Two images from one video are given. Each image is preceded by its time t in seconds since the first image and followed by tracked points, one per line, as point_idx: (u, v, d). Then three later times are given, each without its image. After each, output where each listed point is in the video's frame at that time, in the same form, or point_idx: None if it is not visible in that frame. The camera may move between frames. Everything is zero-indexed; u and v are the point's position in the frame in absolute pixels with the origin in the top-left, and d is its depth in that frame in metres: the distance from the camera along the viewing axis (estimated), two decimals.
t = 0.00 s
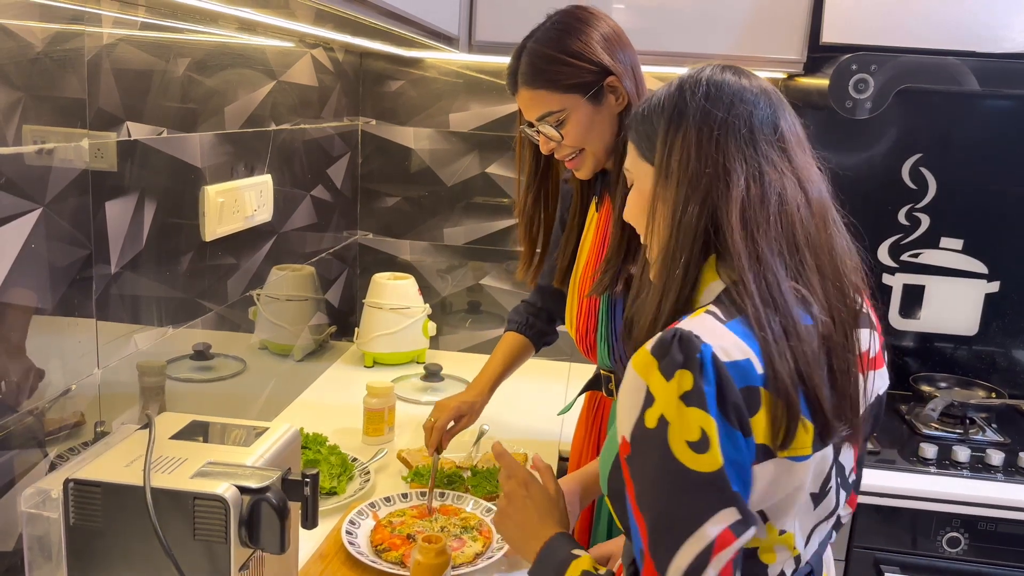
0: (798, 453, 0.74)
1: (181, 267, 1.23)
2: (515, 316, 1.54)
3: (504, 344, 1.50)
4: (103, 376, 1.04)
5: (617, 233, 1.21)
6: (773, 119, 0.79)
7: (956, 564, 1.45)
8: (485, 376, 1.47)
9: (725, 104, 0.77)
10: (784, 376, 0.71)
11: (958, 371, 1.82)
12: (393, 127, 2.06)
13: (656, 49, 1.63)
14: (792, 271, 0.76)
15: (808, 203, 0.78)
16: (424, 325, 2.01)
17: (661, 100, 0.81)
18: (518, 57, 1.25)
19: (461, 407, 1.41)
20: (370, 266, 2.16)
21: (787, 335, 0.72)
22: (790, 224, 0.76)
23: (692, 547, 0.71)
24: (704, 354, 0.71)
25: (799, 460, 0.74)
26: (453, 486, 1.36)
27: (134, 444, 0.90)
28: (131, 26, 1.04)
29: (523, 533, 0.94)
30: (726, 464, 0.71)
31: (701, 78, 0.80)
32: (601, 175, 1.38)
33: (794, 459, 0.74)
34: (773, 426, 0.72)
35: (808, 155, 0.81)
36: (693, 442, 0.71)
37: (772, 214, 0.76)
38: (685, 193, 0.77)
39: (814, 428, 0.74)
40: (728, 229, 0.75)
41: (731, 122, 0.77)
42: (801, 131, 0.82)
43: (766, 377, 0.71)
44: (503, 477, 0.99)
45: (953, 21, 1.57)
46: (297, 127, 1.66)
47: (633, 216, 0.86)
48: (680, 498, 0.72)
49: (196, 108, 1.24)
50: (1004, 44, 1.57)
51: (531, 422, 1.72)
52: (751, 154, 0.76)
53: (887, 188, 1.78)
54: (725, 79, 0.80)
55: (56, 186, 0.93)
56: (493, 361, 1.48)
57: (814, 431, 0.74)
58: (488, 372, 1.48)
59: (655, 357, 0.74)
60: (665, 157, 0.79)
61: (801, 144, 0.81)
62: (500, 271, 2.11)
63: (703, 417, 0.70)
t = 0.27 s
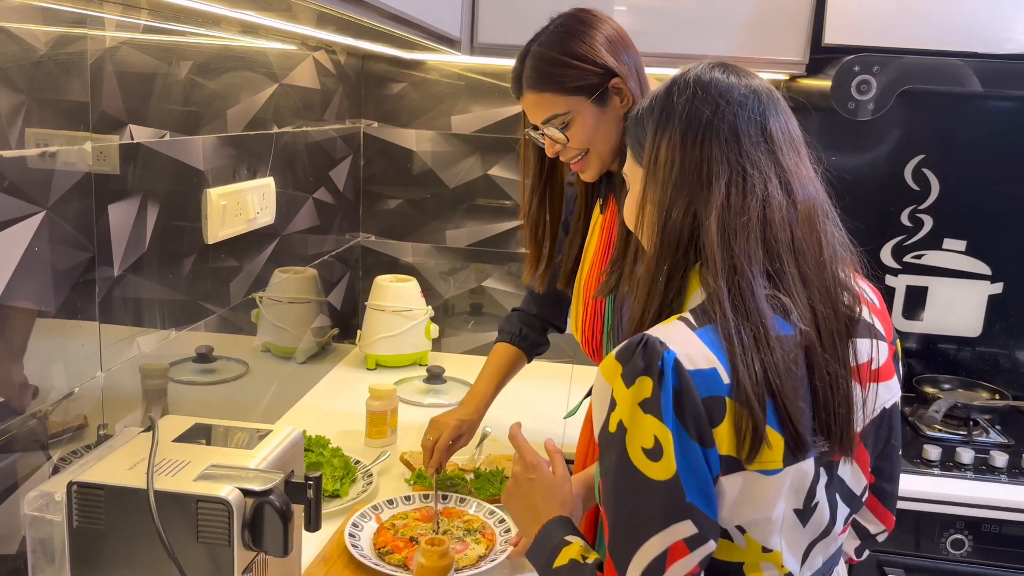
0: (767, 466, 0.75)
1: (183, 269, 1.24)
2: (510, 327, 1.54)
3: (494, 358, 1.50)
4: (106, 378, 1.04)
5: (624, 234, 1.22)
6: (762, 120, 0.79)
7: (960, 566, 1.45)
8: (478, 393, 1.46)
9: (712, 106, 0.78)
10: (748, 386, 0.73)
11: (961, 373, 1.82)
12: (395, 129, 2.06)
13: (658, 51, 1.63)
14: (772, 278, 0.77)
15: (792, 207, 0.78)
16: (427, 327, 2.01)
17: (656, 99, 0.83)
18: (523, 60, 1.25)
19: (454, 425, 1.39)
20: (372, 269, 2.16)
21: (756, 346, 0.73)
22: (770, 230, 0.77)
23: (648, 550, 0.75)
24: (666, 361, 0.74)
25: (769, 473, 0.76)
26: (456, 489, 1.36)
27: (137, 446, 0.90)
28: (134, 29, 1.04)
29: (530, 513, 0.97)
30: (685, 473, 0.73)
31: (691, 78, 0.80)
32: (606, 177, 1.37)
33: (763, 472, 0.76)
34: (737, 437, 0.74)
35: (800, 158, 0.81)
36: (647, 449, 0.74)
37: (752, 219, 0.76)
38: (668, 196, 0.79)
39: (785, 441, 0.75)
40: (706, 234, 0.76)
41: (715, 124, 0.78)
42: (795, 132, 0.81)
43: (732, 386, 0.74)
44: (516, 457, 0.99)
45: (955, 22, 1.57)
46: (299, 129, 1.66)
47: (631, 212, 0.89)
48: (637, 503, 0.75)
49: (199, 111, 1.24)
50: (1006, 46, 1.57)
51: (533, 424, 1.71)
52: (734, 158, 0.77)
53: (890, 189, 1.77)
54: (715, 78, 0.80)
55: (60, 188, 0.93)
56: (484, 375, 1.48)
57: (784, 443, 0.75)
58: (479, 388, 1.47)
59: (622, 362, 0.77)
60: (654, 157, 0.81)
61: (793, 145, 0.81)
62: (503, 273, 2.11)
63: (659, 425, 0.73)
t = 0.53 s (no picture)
0: (807, 470, 0.76)
1: (185, 273, 1.24)
2: (501, 324, 1.55)
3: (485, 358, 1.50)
4: (108, 382, 1.04)
5: (627, 235, 1.24)
6: (790, 121, 0.75)
7: (964, 569, 1.44)
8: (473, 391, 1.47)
9: (738, 102, 0.74)
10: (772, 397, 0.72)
11: (965, 375, 1.82)
12: (397, 132, 2.06)
13: (659, 53, 1.63)
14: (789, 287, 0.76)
15: (813, 213, 0.76)
16: (429, 330, 2.01)
17: (676, 87, 0.78)
18: (525, 64, 1.25)
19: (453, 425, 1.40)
20: (374, 272, 2.16)
21: (778, 356, 0.73)
22: (791, 238, 0.74)
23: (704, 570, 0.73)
24: (701, 375, 0.72)
25: (809, 477, 0.76)
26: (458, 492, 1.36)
27: (139, 451, 0.90)
28: (136, 33, 1.04)
29: (534, 548, 0.94)
30: (732, 485, 0.73)
31: (719, 67, 0.76)
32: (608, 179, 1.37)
33: (803, 477, 0.76)
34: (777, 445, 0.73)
35: (824, 159, 0.78)
36: (693, 467, 0.72)
37: (774, 227, 0.74)
38: (687, 197, 0.76)
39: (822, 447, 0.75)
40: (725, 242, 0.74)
41: (740, 125, 0.74)
42: (822, 129, 0.78)
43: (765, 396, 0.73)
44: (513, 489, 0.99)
45: (958, 24, 1.57)
46: (301, 133, 1.66)
47: (639, 202, 0.85)
48: (685, 526, 0.74)
49: (201, 115, 1.24)
50: (1008, 47, 1.57)
51: (536, 427, 1.71)
52: (757, 162, 0.74)
53: (893, 191, 1.77)
54: (743, 69, 0.76)
55: (62, 193, 0.93)
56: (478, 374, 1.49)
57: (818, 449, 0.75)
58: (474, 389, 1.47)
59: (652, 379, 0.75)
60: (672, 155, 0.77)
61: (819, 144, 0.78)
62: (505, 276, 2.11)
63: (702, 441, 0.72)
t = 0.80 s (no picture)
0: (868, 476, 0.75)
1: (186, 278, 1.24)
2: (511, 321, 1.55)
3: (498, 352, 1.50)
4: (109, 387, 1.04)
5: (627, 237, 1.25)
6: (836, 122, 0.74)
7: (965, 572, 1.44)
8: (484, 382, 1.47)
9: (789, 105, 0.72)
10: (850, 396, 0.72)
11: (966, 377, 1.82)
12: (397, 136, 2.06)
13: (659, 57, 1.63)
14: (842, 290, 0.75)
15: (857, 213, 0.76)
16: (429, 334, 2.01)
17: (717, 90, 0.75)
18: (528, 66, 1.25)
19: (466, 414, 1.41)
20: (374, 276, 2.16)
21: (847, 358, 0.72)
22: (843, 238, 0.74)
23: None
24: (788, 382, 0.69)
25: (870, 482, 0.75)
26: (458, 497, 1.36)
27: (139, 457, 0.90)
28: (136, 39, 1.05)
29: (533, 548, 0.94)
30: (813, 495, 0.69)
31: (763, 69, 0.74)
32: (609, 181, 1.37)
33: (865, 482, 0.75)
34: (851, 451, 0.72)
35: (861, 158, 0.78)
36: (778, 476, 0.68)
37: (830, 228, 0.73)
38: (740, 202, 0.73)
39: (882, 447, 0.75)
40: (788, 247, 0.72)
41: (794, 127, 0.72)
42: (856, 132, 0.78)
43: (843, 401, 0.71)
44: (504, 484, 0.98)
45: (958, 28, 1.57)
46: (301, 137, 1.67)
47: (670, 206, 0.82)
48: (759, 537, 0.69)
49: (201, 120, 1.24)
50: (1007, 50, 1.57)
51: (537, 430, 1.71)
52: (810, 165, 0.73)
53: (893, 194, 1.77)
54: (788, 71, 0.74)
55: (62, 198, 0.93)
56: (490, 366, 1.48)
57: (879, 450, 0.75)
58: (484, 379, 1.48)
59: (731, 387, 0.70)
60: (722, 160, 0.74)
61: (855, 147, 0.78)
62: (505, 279, 2.11)
63: (792, 449, 0.68)
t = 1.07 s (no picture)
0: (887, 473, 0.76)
1: (186, 281, 1.24)
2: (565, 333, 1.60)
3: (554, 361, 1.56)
4: (110, 390, 1.04)
5: (629, 239, 1.24)
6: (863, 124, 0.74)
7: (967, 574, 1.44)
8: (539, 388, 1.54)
9: (819, 107, 0.72)
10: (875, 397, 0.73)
11: (966, 379, 1.82)
12: (397, 138, 2.06)
13: (660, 59, 1.63)
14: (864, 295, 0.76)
15: (880, 215, 0.76)
16: (430, 336, 2.01)
17: (746, 89, 0.75)
18: (531, 65, 1.25)
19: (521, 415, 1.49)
20: (375, 278, 2.16)
21: (872, 360, 0.74)
22: (867, 240, 0.74)
23: None
24: (821, 385, 0.69)
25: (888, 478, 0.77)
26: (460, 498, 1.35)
27: (140, 459, 0.90)
28: (136, 41, 1.05)
29: (563, 529, 0.96)
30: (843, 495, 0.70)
31: (795, 70, 0.73)
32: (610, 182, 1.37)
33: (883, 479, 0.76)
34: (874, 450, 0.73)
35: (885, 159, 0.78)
36: (811, 476, 0.69)
37: (855, 230, 0.74)
38: (765, 204, 0.72)
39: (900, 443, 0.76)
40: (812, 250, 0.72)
41: (822, 130, 0.72)
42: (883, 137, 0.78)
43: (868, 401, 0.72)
44: (531, 467, 1.03)
45: (959, 29, 1.57)
46: (302, 140, 1.67)
47: (693, 203, 0.82)
48: (788, 537, 0.69)
49: (201, 122, 1.24)
50: (1008, 51, 1.57)
51: (538, 432, 1.71)
52: (838, 169, 0.72)
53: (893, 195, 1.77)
54: (819, 72, 0.73)
55: (63, 201, 0.93)
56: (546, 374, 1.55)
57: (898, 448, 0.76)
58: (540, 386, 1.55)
59: (764, 389, 0.70)
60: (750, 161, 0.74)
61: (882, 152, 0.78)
62: (506, 281, 2.11)
63: (824, 450, 0.68)
